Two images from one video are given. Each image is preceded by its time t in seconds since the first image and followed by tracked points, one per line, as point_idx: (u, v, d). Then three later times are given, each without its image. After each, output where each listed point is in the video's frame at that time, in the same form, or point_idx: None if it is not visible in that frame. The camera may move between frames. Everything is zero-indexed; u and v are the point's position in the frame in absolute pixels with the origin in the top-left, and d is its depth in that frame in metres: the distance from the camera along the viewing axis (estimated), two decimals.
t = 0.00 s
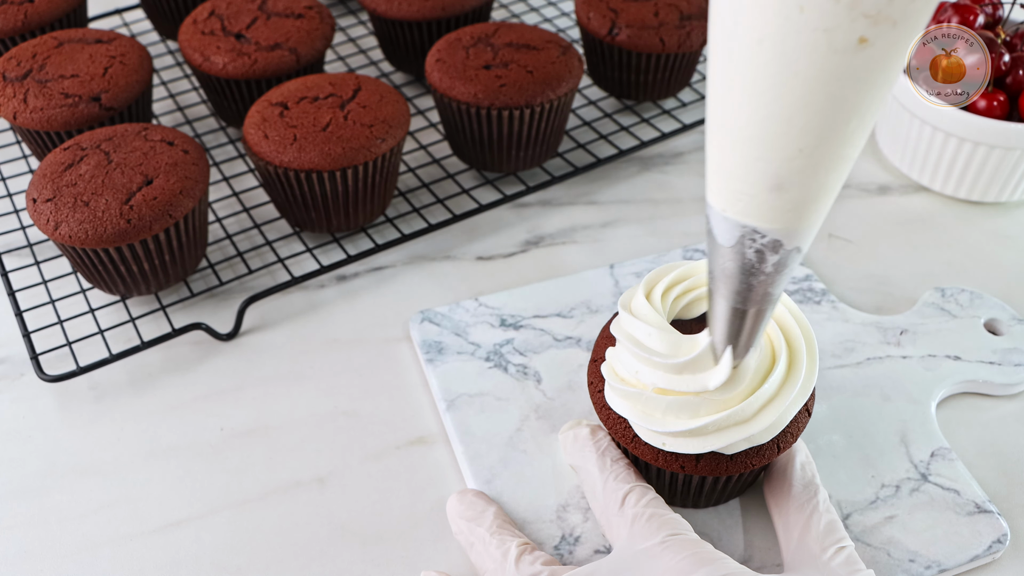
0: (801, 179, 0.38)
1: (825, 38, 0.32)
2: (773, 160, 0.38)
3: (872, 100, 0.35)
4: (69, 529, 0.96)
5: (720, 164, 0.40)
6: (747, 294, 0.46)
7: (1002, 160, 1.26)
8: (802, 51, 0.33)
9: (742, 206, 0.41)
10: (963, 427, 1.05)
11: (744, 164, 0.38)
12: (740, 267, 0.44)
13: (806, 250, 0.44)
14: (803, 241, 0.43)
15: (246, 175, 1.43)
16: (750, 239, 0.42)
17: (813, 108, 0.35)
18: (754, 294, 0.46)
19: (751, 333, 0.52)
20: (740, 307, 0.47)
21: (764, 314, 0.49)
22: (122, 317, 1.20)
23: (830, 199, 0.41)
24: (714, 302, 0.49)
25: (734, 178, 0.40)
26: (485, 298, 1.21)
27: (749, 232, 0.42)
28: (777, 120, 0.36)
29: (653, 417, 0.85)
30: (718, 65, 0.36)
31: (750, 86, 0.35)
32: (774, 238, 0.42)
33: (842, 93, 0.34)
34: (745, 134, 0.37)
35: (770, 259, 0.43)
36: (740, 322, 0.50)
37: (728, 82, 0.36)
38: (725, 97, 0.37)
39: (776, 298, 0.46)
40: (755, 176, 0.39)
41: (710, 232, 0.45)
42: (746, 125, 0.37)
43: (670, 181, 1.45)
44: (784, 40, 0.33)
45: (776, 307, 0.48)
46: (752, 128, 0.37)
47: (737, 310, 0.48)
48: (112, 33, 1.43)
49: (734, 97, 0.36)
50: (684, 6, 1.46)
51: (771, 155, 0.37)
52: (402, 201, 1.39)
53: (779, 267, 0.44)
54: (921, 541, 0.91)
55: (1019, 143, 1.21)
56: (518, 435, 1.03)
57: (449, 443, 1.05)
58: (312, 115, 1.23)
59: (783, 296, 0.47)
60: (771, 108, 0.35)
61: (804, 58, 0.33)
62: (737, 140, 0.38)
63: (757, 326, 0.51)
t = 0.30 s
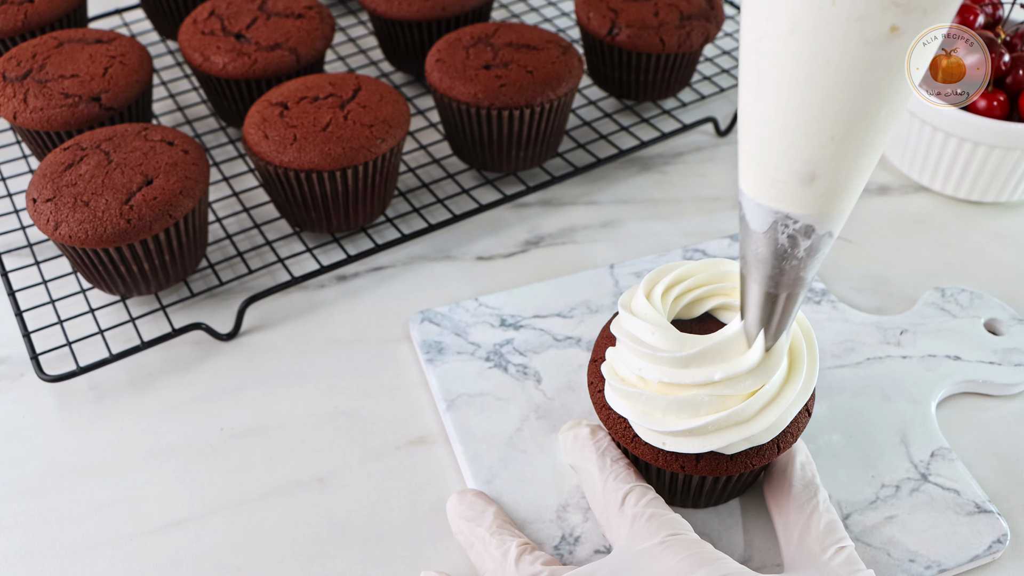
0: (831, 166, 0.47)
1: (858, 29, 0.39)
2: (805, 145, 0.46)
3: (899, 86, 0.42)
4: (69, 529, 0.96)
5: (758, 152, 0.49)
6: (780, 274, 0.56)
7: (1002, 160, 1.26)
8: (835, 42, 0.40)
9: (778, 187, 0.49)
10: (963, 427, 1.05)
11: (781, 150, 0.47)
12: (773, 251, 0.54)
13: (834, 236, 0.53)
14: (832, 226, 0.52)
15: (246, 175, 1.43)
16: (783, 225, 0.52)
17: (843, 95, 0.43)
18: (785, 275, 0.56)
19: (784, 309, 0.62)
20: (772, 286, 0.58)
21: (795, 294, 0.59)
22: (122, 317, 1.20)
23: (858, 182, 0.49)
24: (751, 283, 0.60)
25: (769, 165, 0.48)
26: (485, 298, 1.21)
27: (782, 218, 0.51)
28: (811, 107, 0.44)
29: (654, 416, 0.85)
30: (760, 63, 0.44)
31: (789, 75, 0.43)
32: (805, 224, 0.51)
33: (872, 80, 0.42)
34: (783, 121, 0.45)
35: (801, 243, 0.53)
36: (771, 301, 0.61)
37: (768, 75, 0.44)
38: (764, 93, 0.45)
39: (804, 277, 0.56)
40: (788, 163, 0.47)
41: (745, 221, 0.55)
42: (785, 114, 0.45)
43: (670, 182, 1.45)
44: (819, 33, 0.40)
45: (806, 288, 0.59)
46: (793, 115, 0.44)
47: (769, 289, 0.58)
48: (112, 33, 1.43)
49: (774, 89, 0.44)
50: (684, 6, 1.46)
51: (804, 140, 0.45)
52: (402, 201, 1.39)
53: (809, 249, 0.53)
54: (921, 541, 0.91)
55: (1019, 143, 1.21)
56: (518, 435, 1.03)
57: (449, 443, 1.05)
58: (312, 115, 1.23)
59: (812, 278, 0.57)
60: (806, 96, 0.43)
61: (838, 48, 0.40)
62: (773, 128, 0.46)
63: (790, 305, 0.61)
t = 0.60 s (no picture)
0: (837, 148, 0.49)
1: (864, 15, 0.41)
2: (809, 128, 0.48)
3: (902, 71, 0.44)
4: (69, 529, 0.96)
5: (764, 137, 0.51)
6: (787, 253, 0.58)
7: (1002, 160, 1.26)
8: (841, 24, 0.42)
9: (783, 170, 0.52)
10: (963, 427, 1.05)
11: (786, 131, 0.49)
12: (780, 229, 0.56)
13: (842, 215, 0.55)
14: (840, 205, 0.54)
15: (246, 175, 1.43)
16: (790, 204, 0.54)
17: (846, 78, 0.44)
18: (794, 253, 0.58)
19: (792, 288, 0.64)
20: (781, 265, 0.60)
21: (801, 274, 0.61)
22: (122, 317, 1.20)
23: (863, 164, 0.51)
24: (759, 261, 0.62)
25: (775, 147, 0.51)
26: (485, 298, 1.21)
27: (789, 197, 0.53)
28: (815, 91, 0.46)
29: (653, 416, 0.85)
30: (768, 51, 0.46)
31: (795, 57, 0.44)
32: (813, 202, 0.53)
33: (878, 62, 0.43)
34: (789, 103, 0.47)
35: (809, 222, 0.55)
36: (780, 279, 0.63)
37: (773, 61, 0.46)
38: (769, 77, 0.47)
39: (814, 255, 0.58)
40: (797, 143, 0.49)
41: (754, 201, 0.57)
42: (790, 97, 0.47)
43: (670, 182, 1.45)
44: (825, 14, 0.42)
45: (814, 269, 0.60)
46: (801, 97, 0.46)
47: (779, 267, 0.60)
48: (112, 33, 1.43)
49: (781, 71, 0.46)
50: (684, 6, 1.46)
51: (809, 121, 0.47)
52: (402, 201, 1.39)
53: (817, 229, 0.55)
54: (921, 541, 0.91)
55: (1019, 143, 1.21)
56: (518, 435, 1.03)
57: (449, 443, 1.05)
58: (312, 115, 1.23)
59: (820, 258, 0.59)
60: (810, 79, 0.45)
61: (843, 29, 0.42)
62: (779, 108, 0.48)
63: (796, 285, 0.64)
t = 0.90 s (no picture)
0: (821, 131, 0.52)
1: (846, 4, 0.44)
2: (794, 110, 0.51)
3: (881, 58, 0.47)
4: (69, 529, 0.96)
5: (753, 118, 0.54)
6: (775, 231, 0.62)
7: (1002, 160, 1.26)
8: (824, 12, 0.45)
9: (771, 152, 0.55)
10: (963, 427, 1.05)
11: (773, 113, 0.52)
12: (769, 209, 0.60)
13: (828, 196, 0.58)
14: (825, 186, 0.57)
15: (246, 175, 1.43)
16: (778, 185, 0.57)
17: (830, 63, 0.48)
18: (781, 231, 0.61)
19: (781, 265, 0.68)
20: (768, 243, 0.63)
21: (788, 252, 0.65)
22: (122, 317, 1.20)
23: (847, 147, 0.54)
24: (748, 239, 0.65)
25: (761, 128, 0.54)
26: (485, 298, 1.21)
27: (777, 178, 0.57)
28: (800, 74, 0.49)
29: (654, 416, 0.85)
30: (757, 37, 0.49)
31: (782, 42, 0.48)
32: (800, 182, 0.56)
33: (858, 49, 0.46)
34: (775, 86, 0.50)
35: (796, 201, 0.58)
36: (768, 256, 0.66)
37: (763, 46, 0.49)
38: (758, 62, 0.50)
39: (800, 234, 0.61)
40: (783, 125, 0.53)
41: (743, 181, 0.60)
42: (777, 79, 0.50)
43: (670, 182, 1.45)
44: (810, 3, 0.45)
45: (801, 246, 0.64)
46: (786, 81, 0.50)
47: (766, 244, 0.64)
48: (112, 33, 1.43)
49: (769, 56, 0.49)
50: (684, 6, 1.46)
51: (794, 103, 0.51)
52: (402, 201, 1.39)
53: (804, 208, 0.58)
54: (921, 542, 0.91)
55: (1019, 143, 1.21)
56: (518, 435, 1.03)
57: (449, 443, 1.05)
58: (312, 115, 1.23)
59: (806, 237, 0.62)
60: (796, 64, 0.48)
61: (827, 18, 0.45)
62: (765, 92, 0.51)
63: (784, 262, 0.67)
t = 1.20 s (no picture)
0: (790, 120, 0.52)
1: None
2: (765, 100, 0.51)
3: (846, 47, 0.47)
4: (69, 529, 0.96)
5: (724, 107, 0.54)
6: (747, 216, 0.61)
7: (1002, 161, 1.26)
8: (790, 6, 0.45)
9: (742, 140, 0.54)
10: (963, 427, 1.05)
11: (744, 103, 0.52)
12: (743, 194, 0.59)
13: (799, 180, 0.58)
14: (796, 172, 0.57)
15: (246, 175, 1.43)
16: (750, 172, 0.57)
17: (796, 53, 0.47)
18: (756, 216, 0.61)
19: (755, 246, 0.68)
20: (741, 227, 0.64)
21: (762, 235, 0.65)
22: (122, 317, 1.20)
23: (817, 135, 0.54)
24: (722, 223, 0.65)
25: (733, 116, 0.53)
26: (485, 298, 1.21)
27: (748, 165, 0.56)
28: (769, 66, 0.49)
29: (654, 416, 0.85)
30: (726, 28, 0.49)
31: (751, 34, 0.48)
32: (771, 168, 0.56)
33: (824, 39, 0.46)
34: (746, 77, 0.50)
35: (768, 187, 0.57)
36: (741, 239, 0.67)
37: (732, 38, 0.49)
38: (728, 52, 0.50)
39: (772, 219, 0.61)
40: (754, 114, 0.52)
41: (717, 167, 0.60)
42: (746, 70, 0.50)
43: (670, 182, 1.45)
44: None
45: (773, 230, 0.64)
46: (753, 72, 0.50)
47: (739, 229, 0.64)
48: (112, 33, 1.43)
49: (738, 47, 0.49)
50: (684, 6, 1.46)
51: (763, 94, 0.50)
52: (402, 201, 1.39)
53: (776, 193, 0.58)
54: (921, 542, 0.91)
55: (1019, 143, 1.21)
56: (518, 435, 1.03)
57: (449, 443, 1.05)
58: (312, 115, 1.23)
59: (779, 220, 0.62)
60: (763, 55, 0.48)
61: (792, 11, 0.45)
62: (735, 82, 0.51)
63: (759, 244, 0.67)
